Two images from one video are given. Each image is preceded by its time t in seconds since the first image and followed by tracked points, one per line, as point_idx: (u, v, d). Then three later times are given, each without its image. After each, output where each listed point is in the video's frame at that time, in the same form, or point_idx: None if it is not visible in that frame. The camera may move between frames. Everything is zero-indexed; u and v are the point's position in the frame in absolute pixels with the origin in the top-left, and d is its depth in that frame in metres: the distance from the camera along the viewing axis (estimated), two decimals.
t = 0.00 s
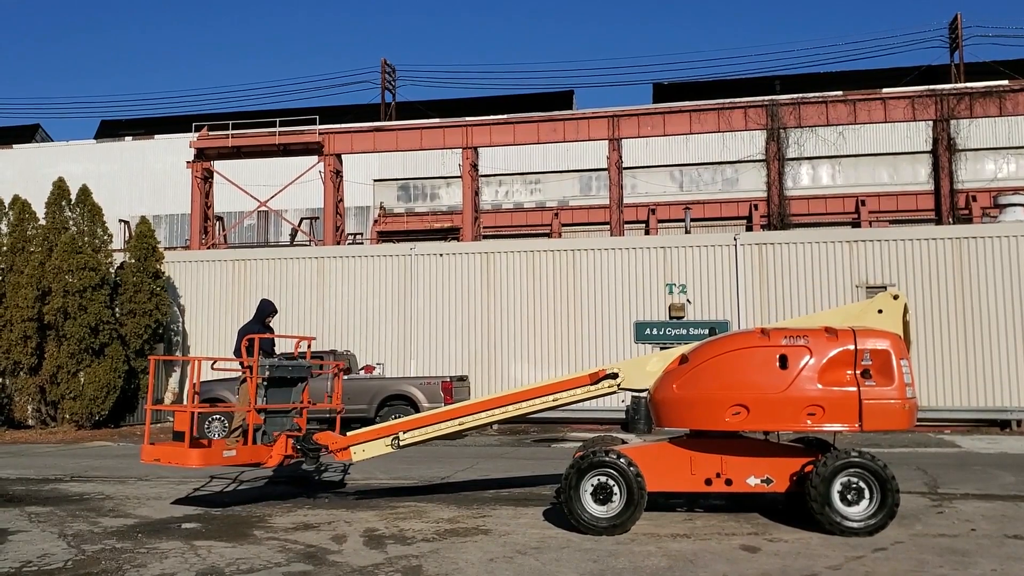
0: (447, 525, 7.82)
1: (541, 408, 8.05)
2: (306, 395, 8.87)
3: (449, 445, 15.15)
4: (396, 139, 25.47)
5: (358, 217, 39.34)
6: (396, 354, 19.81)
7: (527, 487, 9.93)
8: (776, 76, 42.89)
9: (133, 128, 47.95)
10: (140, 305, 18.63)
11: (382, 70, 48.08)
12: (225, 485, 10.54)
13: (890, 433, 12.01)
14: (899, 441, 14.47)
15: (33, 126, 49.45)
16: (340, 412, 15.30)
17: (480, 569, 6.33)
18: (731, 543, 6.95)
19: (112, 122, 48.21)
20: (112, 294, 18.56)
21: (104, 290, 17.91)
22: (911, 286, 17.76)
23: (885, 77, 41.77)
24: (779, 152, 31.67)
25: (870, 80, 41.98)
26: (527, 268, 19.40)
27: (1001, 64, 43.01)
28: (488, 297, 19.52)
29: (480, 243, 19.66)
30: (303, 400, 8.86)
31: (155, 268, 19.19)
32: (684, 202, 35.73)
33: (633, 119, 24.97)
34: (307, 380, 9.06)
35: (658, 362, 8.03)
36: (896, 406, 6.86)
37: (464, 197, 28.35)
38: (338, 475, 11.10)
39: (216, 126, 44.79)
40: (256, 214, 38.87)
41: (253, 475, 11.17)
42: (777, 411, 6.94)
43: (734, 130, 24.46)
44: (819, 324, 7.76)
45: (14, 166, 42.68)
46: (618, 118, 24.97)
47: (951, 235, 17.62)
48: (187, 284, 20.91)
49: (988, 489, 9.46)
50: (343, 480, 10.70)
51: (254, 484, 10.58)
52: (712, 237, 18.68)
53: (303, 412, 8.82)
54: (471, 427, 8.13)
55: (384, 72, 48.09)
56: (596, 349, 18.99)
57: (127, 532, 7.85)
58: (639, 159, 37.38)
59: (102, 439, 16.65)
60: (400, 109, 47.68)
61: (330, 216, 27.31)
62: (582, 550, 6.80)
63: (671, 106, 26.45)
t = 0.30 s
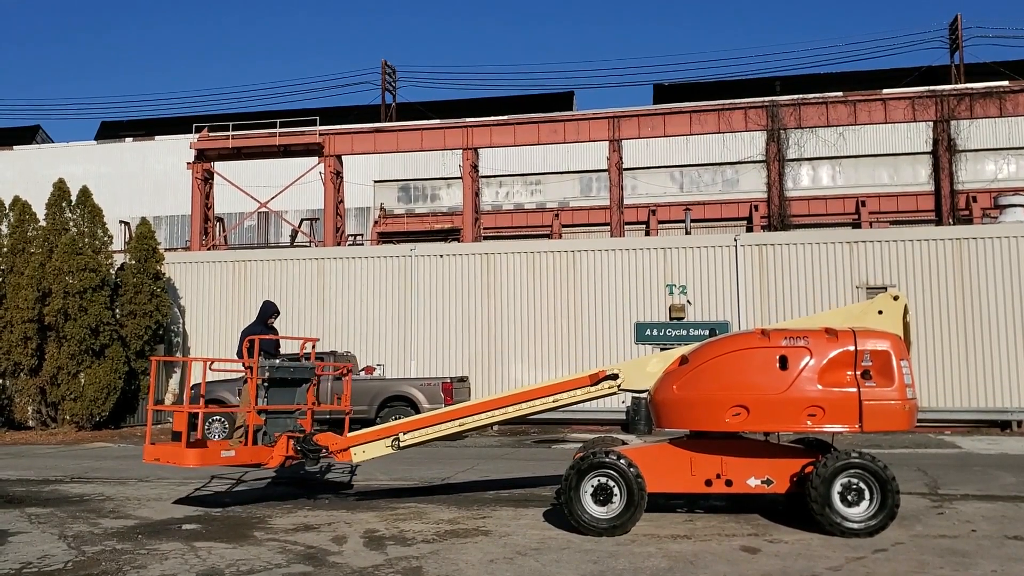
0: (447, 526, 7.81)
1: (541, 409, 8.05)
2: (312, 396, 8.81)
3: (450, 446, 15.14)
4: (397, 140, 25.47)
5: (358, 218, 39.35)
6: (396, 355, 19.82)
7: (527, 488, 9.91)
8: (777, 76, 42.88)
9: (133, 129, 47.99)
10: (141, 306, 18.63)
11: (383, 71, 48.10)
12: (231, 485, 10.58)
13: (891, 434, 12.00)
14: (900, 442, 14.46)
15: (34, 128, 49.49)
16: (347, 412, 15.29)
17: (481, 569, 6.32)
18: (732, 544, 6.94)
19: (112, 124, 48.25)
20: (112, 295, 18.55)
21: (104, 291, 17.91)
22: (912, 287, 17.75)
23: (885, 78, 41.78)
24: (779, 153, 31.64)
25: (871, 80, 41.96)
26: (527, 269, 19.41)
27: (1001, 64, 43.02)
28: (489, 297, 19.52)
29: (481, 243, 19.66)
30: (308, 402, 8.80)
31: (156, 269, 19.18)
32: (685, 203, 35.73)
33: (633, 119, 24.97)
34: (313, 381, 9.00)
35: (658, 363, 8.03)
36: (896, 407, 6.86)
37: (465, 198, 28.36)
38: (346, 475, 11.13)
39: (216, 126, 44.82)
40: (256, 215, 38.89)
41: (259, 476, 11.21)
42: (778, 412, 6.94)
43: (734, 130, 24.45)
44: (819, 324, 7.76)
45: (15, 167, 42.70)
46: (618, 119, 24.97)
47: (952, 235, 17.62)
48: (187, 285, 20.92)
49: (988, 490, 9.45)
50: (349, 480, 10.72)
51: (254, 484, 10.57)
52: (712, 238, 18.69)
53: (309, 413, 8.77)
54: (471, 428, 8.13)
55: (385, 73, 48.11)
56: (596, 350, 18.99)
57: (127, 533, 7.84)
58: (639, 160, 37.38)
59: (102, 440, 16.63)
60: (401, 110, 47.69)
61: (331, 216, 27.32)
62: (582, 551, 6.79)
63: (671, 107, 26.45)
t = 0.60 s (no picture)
0: (448, 527, 7.81)
1: (542, 410, 8.05)
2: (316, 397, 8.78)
3: (450, 447, 15.14)
4: (397, 140, 25.47)
5: (359, 219, 39.37)
6: (396, 355, 19.83)
7: (528, 489, 9.90)
8: (777, 77, 42.87)
9: (134, 130, 48.03)
10: (141, 307, 18.64)
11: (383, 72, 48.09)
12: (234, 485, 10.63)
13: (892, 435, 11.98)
14: (901, 443, 14.45)
15: (35, 129, 49.53)
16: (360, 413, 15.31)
17: (481, 570, 6.33)
18: (732, 544, 6.94)
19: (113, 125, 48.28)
20: (112, 296, 18.54)
21: (104, 292, 17.90)
22: (913, 288, 17.75)
23: (885, 78, 41.78)
24: (780, 153, 31.61)
25: (871, 81, 41.94)
26: (528, 270, 19.41)
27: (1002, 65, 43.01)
28: (490, 298, 19.52)
29: (481, 244, 19.67)
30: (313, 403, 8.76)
31: (156, 269, 19.16)
32: (686, 204, 35.73)
33: (633, 120, 24.96)
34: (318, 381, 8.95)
35: (658, 364, 8.02)
36: (896, 408, 6.86)
37: (466, 199, 28.37)
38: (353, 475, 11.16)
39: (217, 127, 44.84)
40: (257, 216, 38.94)
41: (261, 476, 11.27)
42: (778, 413, 6.94)
43: (735, 131, 24.43)
44: (819, 325, 7.76)
45: (15, 168, 42.73)
46: (619, 120, 24.97)
47: (953, 236, 17.61)
48: (188, 285, 20.92)
49: (989, 491, 9.44)
50: (356, 481, 10.75)
51: (255, 485, 10.57)
52: (712, 239, 18.68)
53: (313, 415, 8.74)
54: (471, 430, 8.13)
55: (385, 73, 48.11)
56: (596, 351, 18.99)
57: (128, 534, 7.84)
58: (640, 160, 37.37)
59: (102, 440, 16.64)
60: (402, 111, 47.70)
61: (331, 217, 27.32)
62: (582, 552, 6.78)
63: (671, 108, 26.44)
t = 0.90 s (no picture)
0: (449, 527, 7.81)
1: (543, 409, 8.05)
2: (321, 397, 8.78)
3: (451, 447, 15.13)
4: (398, 140, 25.47)
5: (359, 219, 39.42)
6: (397, 356, 19.83)
7: (529, 489, 9.89)
8: (778, 77, 42.85)
9: (134, 130, 48.05)
10: (141, 307, 18.63)
11: (384, 73, 48.09)
12: (234, 485, 10.62)
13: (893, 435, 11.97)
14: (902, 443, 14.45)
15: (36, 129, 49.56)
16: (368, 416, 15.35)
17: (481, 570, 6.34)
18: (733, 544, 6.94)
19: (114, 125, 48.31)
20: (113, 296, 18.52)
21: (105, 292, 17.88)
22: (913, 288, 17.74)
23: (886, 78, 41.77)
24: (780, 154, 31.62)
25: (872, 80, 41.91)
26: (528, 270, 19.41)
27: (1002, 65, 43.00)
28: (491, 298, 19.51)
29: (482, 244, 19.67)
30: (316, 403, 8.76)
31: (157, 270, 19.15)
32: (686, 204, 35.75)
33: (634, 120, 24.96)
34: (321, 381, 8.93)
35: (658, 364, 8.02)
36: (897, 408, 6.86)
37: (466, 199, 28.35)
38: (361, 476, 11.13)
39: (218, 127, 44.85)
40: (257, 216, 38.97)
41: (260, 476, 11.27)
42: (780, 412, 6.94)
43: (735, 131, 24.41)
44: (820, 324, 7.75)
45: (16, 168, 42.75)
46: (619, 120, 24.97)
47: (953, 236, 17.60)
48: (188, 285, 20.92)
49: (990, 490, 9.44)
50: (364, 481, 10.74)
51: (256, 485, 10.56)
52: (713, 239, 18.67)
53: (317, 416, 8.73)
54: (471, 430, 8.13)
55: (386, 73, 48.11)
56: (597, 351, 18.99)
57: (129, 534, 7.84)
58: (640, 160, 37.37)
59: (103, 441, 16.63)
60: (402, 112, 47.69)
61: (332, 216, 27.31)
62: (583, 552, 6.79)
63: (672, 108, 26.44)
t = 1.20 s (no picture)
0: (450, 528, 7.81)
1: (545, 410, 8.05)
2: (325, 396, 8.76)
3: (452, 447, 15.14)
4: (399, 140, 25.47)
5: (360, 220, 39.45)
6: (398, 355, 19.83)
7: (531, 490, 9.90)
8: (778, 77, 42.86)
9: (135, 131, 48.08)
10: (143, 308, 18.63)
11: (385, 73, 48.10)
12: (234, 485, 10.63)
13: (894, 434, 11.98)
14: (903, 443, 14.45)
15: (37, 130, 49.61)
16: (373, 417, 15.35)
17: (483, 570, 6.34)
18: (734, 545, 6.94)
19: (115, 126, 48.35)
20: (114, 297, 18.52)
21: (106, 293, 17.89)
22: (914, 287, 17.72)
23: (886, 78, 41.75)
24: (781, 154, 31.63)
25: (872, 80, 41.91)
26: (529, 270, 19.41)
27: (1003, 65, 43.01)
28: (491, 298, 19.51)
29: (482, 245, 19.68)
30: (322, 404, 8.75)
31: (158, 270, 19.17)
32: (687, 203, 35.75)
33: (634, 120, 24.95)
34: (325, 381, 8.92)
35: (659, 364, 8.03)
36: (898, 408, 6.86)
37: (467, 199, 28.34)
38: (369, 476, 11.15)
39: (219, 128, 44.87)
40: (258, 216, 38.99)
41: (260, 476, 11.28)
42: (781, 412, 6.94)
43: (736, 131, 24.42)
44: (820, 325, 7.75)
45: (17, 168, 42.77)
46: (619, 120, 24.97)
47: (954, 235, 17.60)
48: (189, 285, 20.94)
49: (991, 490, 9.44)
50: (370, 481, 10.75)
51: (257, 485, 10.56)
52: (713, 239, 18.67)
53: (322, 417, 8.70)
54: (472, 430, 8.13)
55: (386, 74, 48.11)
56: (598, 351, 18.99)
57: (131, 535, 7.85)
58: (641, 160, 37.39)
59: (103, 442, 16.62)
60: (403, 113, 47.71)
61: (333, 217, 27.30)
62: (584, 552, 6.78)
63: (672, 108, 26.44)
